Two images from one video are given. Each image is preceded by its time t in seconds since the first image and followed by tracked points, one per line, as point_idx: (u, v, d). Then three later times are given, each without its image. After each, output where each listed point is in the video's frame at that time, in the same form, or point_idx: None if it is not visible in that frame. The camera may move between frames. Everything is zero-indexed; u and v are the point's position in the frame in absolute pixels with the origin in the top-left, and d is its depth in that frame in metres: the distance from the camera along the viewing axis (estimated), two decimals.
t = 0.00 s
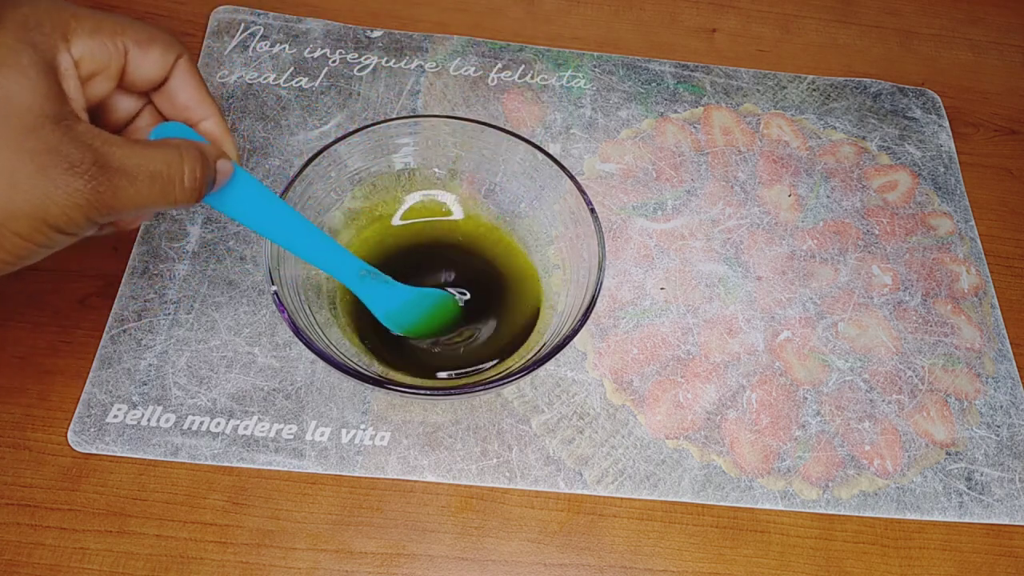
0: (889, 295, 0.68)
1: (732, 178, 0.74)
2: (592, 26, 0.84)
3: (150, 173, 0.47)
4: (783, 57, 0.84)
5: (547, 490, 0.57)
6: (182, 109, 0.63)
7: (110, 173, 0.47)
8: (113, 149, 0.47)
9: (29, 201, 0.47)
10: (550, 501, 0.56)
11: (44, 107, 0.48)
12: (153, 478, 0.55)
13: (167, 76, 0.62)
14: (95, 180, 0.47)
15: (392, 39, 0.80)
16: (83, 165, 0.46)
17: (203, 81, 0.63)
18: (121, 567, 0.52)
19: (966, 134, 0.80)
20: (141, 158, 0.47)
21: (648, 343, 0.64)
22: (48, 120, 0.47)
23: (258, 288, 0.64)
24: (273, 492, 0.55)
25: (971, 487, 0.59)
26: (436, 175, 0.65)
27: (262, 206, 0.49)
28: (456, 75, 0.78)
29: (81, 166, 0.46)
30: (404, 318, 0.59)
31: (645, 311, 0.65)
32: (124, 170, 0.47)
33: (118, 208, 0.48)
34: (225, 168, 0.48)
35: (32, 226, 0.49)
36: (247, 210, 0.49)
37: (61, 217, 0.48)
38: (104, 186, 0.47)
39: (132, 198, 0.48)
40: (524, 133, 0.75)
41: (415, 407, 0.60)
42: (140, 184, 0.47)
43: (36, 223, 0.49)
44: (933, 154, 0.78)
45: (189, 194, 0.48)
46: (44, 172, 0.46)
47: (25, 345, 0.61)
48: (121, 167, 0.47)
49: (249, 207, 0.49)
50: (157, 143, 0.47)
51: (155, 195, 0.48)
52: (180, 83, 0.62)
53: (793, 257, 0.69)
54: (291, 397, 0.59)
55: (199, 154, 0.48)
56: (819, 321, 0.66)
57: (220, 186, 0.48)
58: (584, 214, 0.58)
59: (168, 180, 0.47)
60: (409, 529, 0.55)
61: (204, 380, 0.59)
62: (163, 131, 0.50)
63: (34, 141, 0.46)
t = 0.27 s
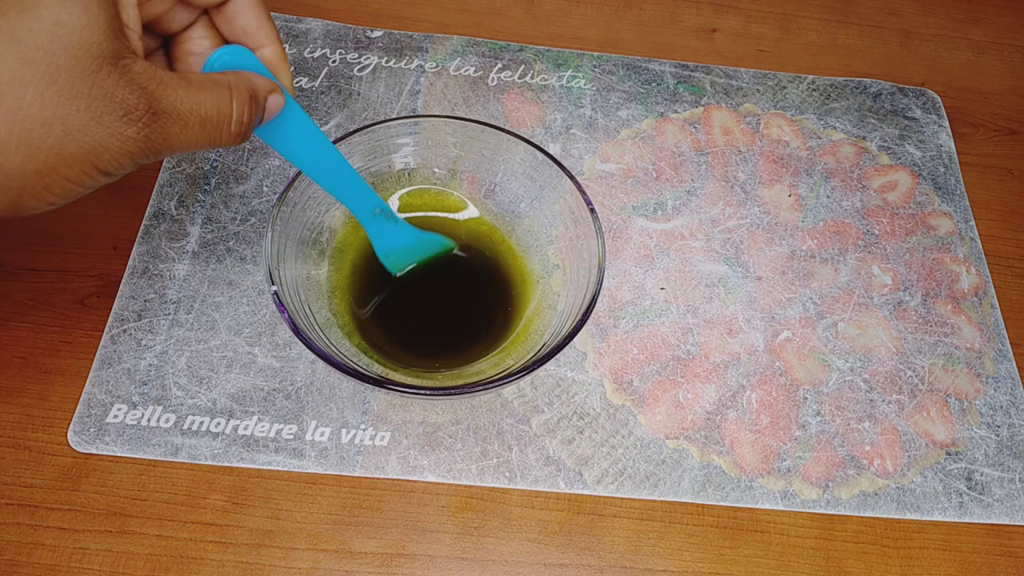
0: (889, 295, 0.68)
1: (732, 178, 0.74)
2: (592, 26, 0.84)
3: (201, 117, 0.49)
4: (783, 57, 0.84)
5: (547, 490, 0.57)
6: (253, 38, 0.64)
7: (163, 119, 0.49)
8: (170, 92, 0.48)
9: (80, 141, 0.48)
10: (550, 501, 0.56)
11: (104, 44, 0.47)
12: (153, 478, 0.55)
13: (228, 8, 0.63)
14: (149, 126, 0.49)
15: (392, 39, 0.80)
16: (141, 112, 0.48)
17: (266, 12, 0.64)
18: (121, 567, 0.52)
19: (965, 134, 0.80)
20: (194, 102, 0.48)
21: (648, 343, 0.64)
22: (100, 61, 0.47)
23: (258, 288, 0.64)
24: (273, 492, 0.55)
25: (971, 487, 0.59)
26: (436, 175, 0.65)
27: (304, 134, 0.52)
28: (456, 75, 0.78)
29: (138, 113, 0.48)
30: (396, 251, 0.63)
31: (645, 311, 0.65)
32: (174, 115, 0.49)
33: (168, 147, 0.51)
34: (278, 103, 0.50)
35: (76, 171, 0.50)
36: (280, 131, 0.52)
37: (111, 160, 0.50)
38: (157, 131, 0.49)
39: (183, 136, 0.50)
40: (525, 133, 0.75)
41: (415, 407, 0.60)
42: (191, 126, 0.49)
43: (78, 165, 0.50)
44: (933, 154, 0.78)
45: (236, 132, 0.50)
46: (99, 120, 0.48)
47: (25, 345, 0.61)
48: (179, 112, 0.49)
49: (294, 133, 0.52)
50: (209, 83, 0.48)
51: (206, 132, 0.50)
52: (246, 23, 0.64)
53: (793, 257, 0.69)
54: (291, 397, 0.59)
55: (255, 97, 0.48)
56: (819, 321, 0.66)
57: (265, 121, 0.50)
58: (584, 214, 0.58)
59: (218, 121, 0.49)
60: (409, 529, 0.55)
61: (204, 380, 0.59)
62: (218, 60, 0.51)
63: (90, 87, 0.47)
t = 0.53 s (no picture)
0: (889, 295, 0.68)
1: (732, 178, 0.74)
2: (592, 26, 0.84)
3: (233, 65, 0.46)
4: (783, 57, 0.84)
5: (547, 490, 0.57)
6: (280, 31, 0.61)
7: (196, 62, 0.46)
8: (202, 34, 0.46)
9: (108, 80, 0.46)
10: (550, 501, 0.56)
11: None
12: (153, 478, 0.55)
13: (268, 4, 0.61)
14: (182, 69, 0.47)
15: (392, 38, 0.80)
16: (172, 55, 0.46)
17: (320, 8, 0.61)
18: (121, 567, 0.52)
19: (965, 134, 0.80)
20: (226, 47, 0.46)
21: (648, 343, 0.64)
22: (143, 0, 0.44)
23: (258, 288, 0.64)
24: (273, 492, 0.55)
25: (971, 487, 0.59)
26: (436, 175, 0.65)
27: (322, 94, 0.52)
28: (456, 75, 0.78)
29: (169, 55, 0.46)
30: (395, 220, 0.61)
31: (645, 311, 0.65)
32: (209, 57, 0.46)
33: (205, 90, 0.49)
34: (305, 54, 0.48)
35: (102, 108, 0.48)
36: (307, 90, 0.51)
37: (144, 99, 0.48)
38: (190, 73, 0.47)
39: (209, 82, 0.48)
40: (525, 133, 0.75)
41: (414, 407, 0.60)
42: (221, 72, 0.47)
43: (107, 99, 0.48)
44: (933, 154, 0.78)
45: (264, 83, 0.48)
46: (124, 59, 0.45)
47: (25, 345, 0.61)
48: (209, 57, 0.46)
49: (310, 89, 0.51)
50: (242, 33, 0.45)
51: (234, 81, 0.48)
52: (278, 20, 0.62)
53: (793, 257, 0.69)
54: (291, 397, 0.59)
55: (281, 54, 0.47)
56: (819, 321, 0.66)
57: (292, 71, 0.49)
58: (584, 214, 0.58)
59: (250, 72, 0.46)
60: (409, 529, 0.55)
61: (204, 380, 0.59)
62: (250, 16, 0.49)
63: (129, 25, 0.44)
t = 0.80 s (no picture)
0: (889, 295, 0.68)
1: (732, 178, 0.74)
2: (592, 26, 0.84)
3: (262, 61, 0.46)
4: (783, 57, 0.84)
5: (547, 490, 0.57)
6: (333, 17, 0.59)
7: (227, 45, 0.46)
8: (245, 24, 0.46)
9: (137, 35, 0.45)
10: (550, 501, 0.56)
11: None
12: (153, 478, 0.55)
13: None
14: (209, 46, 0.46)
15: (392, 38, 0.80)
16: (210, 30, 0.45)
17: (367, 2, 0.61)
18: (121, 567, 0.52)
19: (966, 134, 0.80)
20: (261, 42, 0.46)
21: (648, 343, 0.64)
22: None
23: (258, 288, 0.64)
24: (273, 492, 0.55)
25: (971, 487, 0.59)
26: (436, 174, 0.65)
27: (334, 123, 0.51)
28: (456, 75, 0.78)
29: (208, 31, 0.45)
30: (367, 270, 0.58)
31: (645, 311, 0.65)
32: (239, 45, 0.46)
33: (216, 75, 0.48)
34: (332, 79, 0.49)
35: (115, 64, 0.47)
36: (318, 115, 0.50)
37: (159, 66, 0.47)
38: (216, 55, 0.46)
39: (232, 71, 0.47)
40: (525, 133, 0.75)
41: (414, 407, 0.60)
42: (247, 64, 0.47)
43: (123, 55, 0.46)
44: (933, 154, 0.78)
45: (285, 89, 0.48)
46: (169, 23, 0.45)
47: (25, 345, 0.61)
48: (243, 46, 0.46)
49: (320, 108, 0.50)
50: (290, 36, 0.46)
51: (258, 79, 0.47)
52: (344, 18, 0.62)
53: (793, 257, 0.69)
54: (291, 397, 0.59)
55: (316, 66, 0.47)
56: (819, 321, 0.66)
57: (315, 88, 0.49)
58: (584, 214, 0.58)
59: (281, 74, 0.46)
60: (409, 529, 0.55)
61: (203, 380, 0.59)
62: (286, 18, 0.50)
63: None
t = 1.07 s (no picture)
0: (889, 295, 0.68)
1: (732, 178, 0.74)
2: (592, 26, 0.84)
3: (341, 65, 0.47)
4: (783, 57, 0.84)
5: (547, 490, 0.57)
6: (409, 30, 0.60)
7: (307, 49, 0.47)
8: (325, 26, 0.46)
9: (211, 27, 0.45)
10: (550, 501, 0.56)
11: None
12: (153, 478, 0.55)
13: None
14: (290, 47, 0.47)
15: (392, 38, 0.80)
16: (289, 27, 0.46)
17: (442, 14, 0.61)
18: (121, 567, 0.52)
19: (965, 134, 0.80)
20: (340, 45, 0.47)
21: (648, 343, 0.64)
22: None
23: (258, 288, 0.64)
24: (273, 492, 0.55)
25: (971, 487, 0.59)
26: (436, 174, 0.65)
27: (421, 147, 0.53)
28: (456, 75, 0.78)
29: (285, 28, 0.46)
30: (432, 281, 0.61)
31: (645, 311, 0.65)
32: (319, 48, 0.47)
33: (297, 76, 0.49)
34: (413, 93, 0.50)
35: (192, 57, 0.47)
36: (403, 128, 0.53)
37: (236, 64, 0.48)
38: (295, 55, 0.47)
39: (310, 69, 0.48)
40: (525, 133, 0.75)
41: (414, 407, 0.60)
42: (326, 67, 0.47)
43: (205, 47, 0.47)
44: (933, 154, 0.78)
45: (362, 95, 0.48)
46: (251, 19, 0.45)
47: (24, 344, 0.61)
48: (324, 46, 0.47)
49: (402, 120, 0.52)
50: (370, 49, 0.47)
51: (335, 79, 0.48)
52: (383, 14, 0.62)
53: (793, 257, 0.69)
54: (291, 397, 0.59)
55: (396, 73, 0.48)
56: (819, 321, 0.66)
57: (394, 100, 0.50)
58: (584, 214, 0.58)
59: (359, 77, 0.47)
60: (409, 529, 0.55)
61: (204, 380, 0.59)
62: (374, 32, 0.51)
63: None
